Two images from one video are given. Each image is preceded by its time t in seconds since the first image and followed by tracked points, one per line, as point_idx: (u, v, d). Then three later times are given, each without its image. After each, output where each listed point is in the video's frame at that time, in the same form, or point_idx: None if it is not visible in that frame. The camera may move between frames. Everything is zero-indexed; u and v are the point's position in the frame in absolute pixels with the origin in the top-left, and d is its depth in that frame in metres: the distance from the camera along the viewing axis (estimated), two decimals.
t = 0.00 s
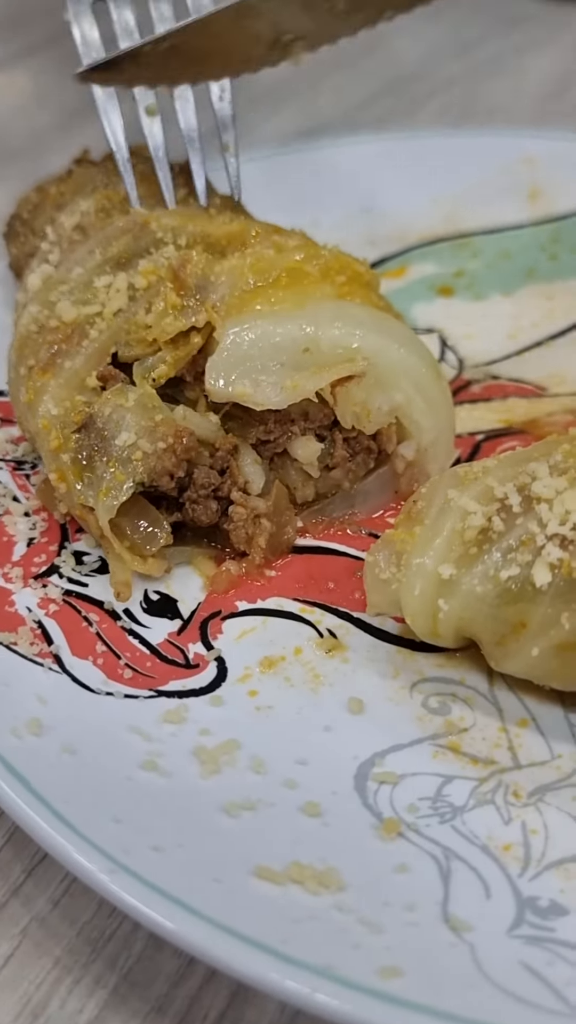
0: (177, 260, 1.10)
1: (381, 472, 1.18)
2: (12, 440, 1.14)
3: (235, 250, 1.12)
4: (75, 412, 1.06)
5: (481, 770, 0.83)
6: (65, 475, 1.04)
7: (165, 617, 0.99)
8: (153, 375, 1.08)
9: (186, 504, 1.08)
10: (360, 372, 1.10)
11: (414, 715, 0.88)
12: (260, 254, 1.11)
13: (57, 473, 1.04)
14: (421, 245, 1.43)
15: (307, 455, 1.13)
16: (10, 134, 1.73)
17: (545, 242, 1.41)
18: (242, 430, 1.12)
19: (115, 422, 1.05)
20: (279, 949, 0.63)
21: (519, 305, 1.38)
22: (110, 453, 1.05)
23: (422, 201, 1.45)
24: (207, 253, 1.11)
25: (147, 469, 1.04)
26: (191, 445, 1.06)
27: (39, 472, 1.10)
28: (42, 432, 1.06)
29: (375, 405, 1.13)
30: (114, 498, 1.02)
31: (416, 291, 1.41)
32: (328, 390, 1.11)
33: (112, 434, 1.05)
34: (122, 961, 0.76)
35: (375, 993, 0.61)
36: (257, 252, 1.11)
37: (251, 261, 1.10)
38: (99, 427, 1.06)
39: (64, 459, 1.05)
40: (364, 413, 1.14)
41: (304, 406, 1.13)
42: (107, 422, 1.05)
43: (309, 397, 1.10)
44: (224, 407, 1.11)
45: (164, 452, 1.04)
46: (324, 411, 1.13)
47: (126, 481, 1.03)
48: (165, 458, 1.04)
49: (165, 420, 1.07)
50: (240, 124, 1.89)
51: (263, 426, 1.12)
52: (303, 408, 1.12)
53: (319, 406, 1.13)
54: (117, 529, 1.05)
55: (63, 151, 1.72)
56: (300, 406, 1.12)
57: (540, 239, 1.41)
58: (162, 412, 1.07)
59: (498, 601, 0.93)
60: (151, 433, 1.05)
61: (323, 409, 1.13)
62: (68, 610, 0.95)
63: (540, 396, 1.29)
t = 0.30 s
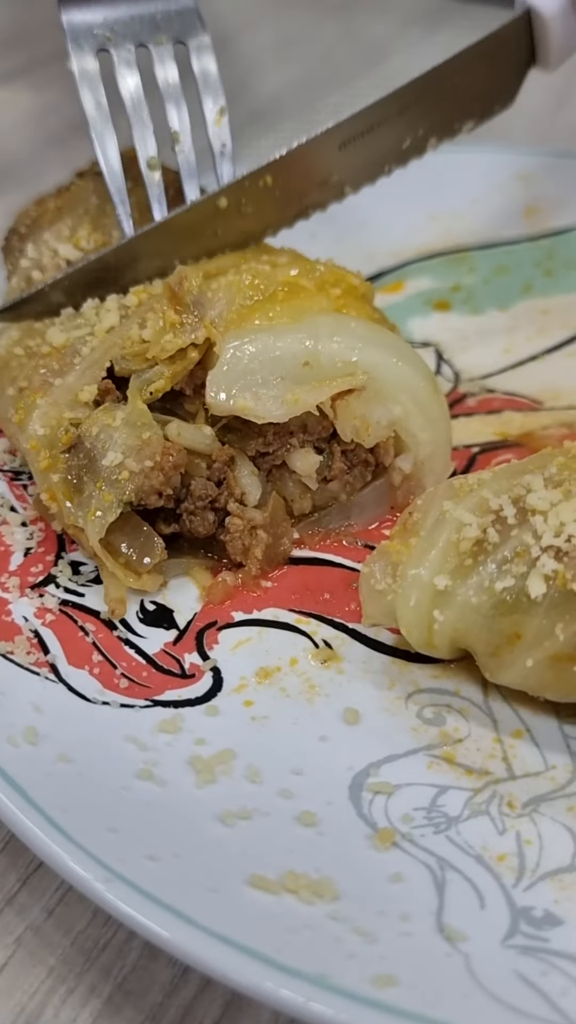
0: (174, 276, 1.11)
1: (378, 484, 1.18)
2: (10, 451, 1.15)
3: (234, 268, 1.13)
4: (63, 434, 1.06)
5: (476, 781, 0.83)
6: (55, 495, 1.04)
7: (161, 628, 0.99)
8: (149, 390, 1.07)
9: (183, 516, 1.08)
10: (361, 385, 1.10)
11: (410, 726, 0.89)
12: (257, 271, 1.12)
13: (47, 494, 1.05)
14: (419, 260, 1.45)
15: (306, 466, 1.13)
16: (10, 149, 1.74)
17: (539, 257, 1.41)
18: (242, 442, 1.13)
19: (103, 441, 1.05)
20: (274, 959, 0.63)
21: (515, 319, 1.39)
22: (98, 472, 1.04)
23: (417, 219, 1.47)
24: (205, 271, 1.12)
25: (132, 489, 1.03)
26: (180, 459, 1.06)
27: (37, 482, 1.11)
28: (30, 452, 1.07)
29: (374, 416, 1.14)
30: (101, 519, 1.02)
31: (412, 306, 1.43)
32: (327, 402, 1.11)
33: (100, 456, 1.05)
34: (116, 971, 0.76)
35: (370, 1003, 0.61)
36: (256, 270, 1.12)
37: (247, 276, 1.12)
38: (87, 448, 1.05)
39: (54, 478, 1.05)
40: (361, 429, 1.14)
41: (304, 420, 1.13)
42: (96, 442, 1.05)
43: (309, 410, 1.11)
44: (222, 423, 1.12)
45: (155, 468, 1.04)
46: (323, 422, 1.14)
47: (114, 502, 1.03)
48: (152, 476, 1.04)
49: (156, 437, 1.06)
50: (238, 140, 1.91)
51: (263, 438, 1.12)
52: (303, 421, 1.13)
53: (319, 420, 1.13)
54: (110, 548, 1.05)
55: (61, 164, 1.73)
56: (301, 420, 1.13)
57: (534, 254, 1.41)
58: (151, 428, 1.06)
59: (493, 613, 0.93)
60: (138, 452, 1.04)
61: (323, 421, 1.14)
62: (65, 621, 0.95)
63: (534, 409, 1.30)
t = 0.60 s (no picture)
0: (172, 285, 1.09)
1: (377, 494, 1.19)
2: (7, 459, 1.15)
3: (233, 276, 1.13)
4: (58, 422, 1.06)
5: (470, 788, 0.84)
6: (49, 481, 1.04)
7: (157, 635, 0.99)
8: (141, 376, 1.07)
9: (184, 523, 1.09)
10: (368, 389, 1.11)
11: (405, 734, 0.89)
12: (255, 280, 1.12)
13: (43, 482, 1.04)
14: (416, 270, 1.46)
15: (313, 473, 1.13)
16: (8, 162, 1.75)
17: (534, 270, 1.42)
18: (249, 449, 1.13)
19: (94, 425, 1.05)
20: (269, 964, 0.63)
21: (510, 330, 1.40)
22: (85, 454, 1.04)
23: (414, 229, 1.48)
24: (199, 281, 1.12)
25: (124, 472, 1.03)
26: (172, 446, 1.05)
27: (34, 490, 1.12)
28: (27, 443, 1.06)
29: (379, 420, 1.14)
30: (86, 495, 1.02)
31: (409, 316, 1.44)
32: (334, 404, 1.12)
33: (90, 438, 1.04)
34: (110, 977, 0.76)
35: (364, 1008, 0.61)
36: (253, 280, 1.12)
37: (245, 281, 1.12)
38: (80, 435, 1.05)
39: (49, 467, 1.05)
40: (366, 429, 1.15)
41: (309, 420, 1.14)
42: (88, 427, 1.05)
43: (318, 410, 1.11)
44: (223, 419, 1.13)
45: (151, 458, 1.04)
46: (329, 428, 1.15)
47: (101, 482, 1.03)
48: (137, 458, 1.03)
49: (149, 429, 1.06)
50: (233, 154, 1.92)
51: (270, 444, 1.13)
52: (311, 429, 1.14)
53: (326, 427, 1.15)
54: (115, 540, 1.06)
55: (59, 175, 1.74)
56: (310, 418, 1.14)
57: (529, 266, 1.43)
58: (143, 420, 1.05)
59: (488, 621, 0.94)
60: (126, 436, 1.03)
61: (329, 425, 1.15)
62: (61, 628, 0.95)
63: (530, 419, 1.30)
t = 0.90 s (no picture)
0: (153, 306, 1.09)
1: (372, 502, 1.18)
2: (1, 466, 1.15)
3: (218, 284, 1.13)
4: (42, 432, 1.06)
5: (464, 798, 0.83)
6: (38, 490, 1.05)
7: (151, 643, 0.99)
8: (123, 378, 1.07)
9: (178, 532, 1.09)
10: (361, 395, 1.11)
11: (398, 744, 0.89)
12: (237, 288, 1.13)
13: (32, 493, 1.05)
14: (410, 279, 1.46)
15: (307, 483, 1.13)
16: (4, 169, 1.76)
17: (530, 280, 1.43)
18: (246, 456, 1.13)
19: (77, 433, 1.06)
20: (261, 975, 0.63)
21: (505, 338, 1.40)
22: (70, 461, 1.05)
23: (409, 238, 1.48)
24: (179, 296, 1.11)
25: (105, 475, 1.03)
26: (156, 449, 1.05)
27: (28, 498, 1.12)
28: (14, 456, 1.06)
29: (371, 428, 1.13)
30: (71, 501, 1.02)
31: (405, 324, 1.43)
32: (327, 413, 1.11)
33: (74, 445, 1.05)
34: (102, 988, 0.76)
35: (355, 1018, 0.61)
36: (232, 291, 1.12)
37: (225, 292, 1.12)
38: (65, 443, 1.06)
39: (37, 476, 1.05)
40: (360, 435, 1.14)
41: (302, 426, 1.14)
42: (72, 436, 1.06)
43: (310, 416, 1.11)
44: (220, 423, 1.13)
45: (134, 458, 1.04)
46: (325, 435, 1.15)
47: (84, 488, 1.03)
48: (121, 460, 1.03)
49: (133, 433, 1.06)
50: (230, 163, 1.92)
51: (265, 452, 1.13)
52: (307, 437, 1.14)
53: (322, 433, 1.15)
54: (108, 549, 1.06)
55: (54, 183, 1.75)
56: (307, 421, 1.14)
57: (524, 275, 1.43)
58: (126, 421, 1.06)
59: (482, 630, 0.93)
60: (110, 440, 1.04)
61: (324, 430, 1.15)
62: (55, 636, 0.95)
63: (525, 427, 1.30)
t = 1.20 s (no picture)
0: (163, 315, 1.08)
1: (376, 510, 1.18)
2: None
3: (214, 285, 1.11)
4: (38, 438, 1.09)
5: (462, 802, 0.83)
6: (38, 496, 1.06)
7: (149, 647, 0.99)
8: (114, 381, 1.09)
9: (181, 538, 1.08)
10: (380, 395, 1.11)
11: (396, 748, 0.89)
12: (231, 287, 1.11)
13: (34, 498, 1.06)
14: (409, 284, 1.46)
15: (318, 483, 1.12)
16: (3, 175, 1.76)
17: (529, 286, 1.43)
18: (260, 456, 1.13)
19: (73, 434, 1.07)
20: (259, 980, 0.63)
21: (503, 343, 1.40)
22: (65, 465, 1.05)
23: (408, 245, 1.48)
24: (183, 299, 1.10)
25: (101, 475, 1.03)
26: (151, 458, 1.06)
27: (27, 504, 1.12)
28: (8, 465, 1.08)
29: (384, 429, 1.13)
30: (67, 505, 1.02)
31: (404, 329, 1.43)
32: (342, 407, 1.11)
33: (69, 448, 1.06)
34: (99, 993, 0.76)
35: None
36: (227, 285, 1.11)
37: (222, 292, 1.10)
38: (61, 447, 1.07)
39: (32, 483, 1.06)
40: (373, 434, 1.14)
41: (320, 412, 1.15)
42: (67, 440, 1.07)
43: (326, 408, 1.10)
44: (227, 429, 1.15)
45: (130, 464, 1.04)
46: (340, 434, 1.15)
47: (80, 488, 1.03)
48: (115, 468, 1.03)
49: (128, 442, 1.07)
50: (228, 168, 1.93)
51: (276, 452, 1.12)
52: (318, 442, 1.14)
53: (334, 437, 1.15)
54: (111, 557, 1.06)
55: (53, 187, 1.75)
56: (321, 422, 1.14)
57: (523, 282, 1.44)
58: (120, 427, 1.07)
59: (480, 634, 0.93)
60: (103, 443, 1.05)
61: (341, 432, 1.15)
62: (52, 639, 0.95)
63: (524, 432, 1.30)
